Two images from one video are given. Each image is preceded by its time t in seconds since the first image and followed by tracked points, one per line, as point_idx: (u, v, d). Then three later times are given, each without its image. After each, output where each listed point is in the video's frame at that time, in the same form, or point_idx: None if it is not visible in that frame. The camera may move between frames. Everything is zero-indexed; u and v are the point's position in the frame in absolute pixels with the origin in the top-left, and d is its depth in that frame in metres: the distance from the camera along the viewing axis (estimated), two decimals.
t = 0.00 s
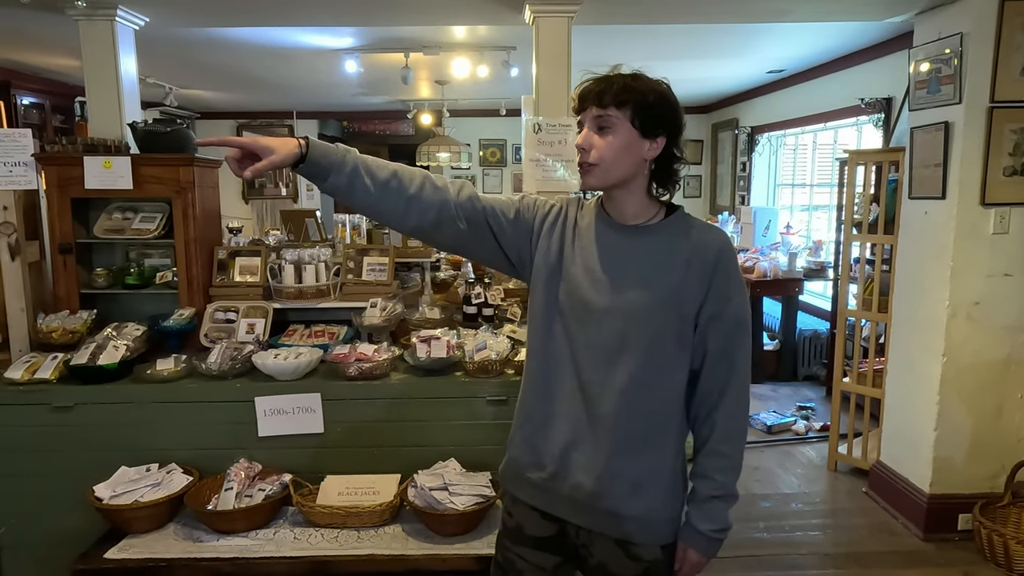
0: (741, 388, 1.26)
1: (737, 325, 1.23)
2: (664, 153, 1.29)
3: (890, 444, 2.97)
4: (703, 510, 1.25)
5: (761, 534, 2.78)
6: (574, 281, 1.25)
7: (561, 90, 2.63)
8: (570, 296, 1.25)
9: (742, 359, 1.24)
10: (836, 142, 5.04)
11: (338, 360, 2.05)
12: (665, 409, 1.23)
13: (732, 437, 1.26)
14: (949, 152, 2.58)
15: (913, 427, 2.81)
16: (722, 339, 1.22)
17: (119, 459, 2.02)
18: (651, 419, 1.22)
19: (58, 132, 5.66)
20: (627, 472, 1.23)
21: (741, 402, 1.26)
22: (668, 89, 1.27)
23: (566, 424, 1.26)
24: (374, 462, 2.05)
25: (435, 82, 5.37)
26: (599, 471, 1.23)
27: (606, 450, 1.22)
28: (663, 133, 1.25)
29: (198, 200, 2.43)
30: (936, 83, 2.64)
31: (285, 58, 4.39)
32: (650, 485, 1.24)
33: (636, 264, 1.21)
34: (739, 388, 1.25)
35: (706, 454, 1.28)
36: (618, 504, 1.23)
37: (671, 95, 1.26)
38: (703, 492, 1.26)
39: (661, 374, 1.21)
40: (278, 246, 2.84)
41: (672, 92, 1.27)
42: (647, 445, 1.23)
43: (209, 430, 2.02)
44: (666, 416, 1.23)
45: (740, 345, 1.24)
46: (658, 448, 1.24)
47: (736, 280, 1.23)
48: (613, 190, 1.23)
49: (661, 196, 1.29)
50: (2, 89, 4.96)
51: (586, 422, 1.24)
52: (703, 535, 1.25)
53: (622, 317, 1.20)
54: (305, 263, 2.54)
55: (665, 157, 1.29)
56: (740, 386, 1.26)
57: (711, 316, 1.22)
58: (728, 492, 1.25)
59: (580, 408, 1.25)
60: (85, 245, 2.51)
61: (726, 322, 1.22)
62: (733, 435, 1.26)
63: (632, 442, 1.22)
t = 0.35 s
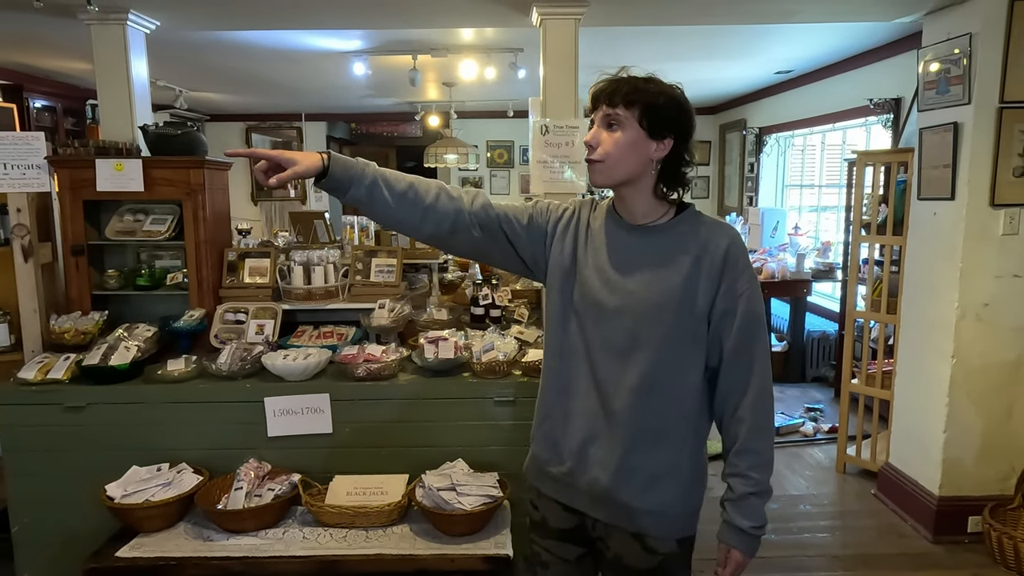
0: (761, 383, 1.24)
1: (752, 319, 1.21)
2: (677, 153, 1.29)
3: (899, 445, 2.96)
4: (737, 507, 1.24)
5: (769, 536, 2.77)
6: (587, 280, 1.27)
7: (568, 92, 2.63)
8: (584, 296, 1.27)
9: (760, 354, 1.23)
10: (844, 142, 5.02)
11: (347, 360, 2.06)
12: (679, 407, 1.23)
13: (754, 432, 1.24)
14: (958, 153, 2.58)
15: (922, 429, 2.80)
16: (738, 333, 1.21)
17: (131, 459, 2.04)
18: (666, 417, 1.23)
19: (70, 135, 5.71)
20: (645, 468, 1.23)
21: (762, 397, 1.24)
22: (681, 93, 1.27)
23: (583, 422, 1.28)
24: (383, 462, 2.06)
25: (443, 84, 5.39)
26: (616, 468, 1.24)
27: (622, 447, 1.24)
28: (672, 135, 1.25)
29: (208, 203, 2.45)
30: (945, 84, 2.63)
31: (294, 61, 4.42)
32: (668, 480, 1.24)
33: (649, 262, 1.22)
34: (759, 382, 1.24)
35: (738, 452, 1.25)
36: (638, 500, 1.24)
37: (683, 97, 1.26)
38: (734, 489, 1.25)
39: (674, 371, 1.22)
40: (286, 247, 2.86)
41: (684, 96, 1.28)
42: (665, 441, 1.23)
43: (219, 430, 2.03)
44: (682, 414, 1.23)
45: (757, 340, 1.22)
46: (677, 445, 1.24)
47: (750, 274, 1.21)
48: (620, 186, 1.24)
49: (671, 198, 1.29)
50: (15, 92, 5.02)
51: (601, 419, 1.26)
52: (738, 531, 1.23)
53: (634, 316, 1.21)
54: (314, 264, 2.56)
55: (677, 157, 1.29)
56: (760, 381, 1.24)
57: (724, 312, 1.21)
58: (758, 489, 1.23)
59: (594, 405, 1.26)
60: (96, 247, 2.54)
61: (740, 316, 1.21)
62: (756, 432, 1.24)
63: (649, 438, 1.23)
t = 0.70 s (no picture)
0: (733, 378, 1.22)
1: (718, 312, 1.20)
2: (660, 148, 1.31)
3: (907, 447, 2.96)
4: (694, 502, 1.22)
5: (777, 537, 2.77)
6: (583, 282, 1.37)
7: (575, 94, 2.64)
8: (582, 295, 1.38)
9: (730, 347, 1.21)
10: (852, 143, 5.01)
11: (356, 361, 2.07)
12: (658, 399, 1.27)
13: (724, 428, 1.22)
14: (966, 155, 2.57)
15: (930, 430, 2.80)
16: (706, 327, 1.21)
17: (143, 458, 2.06)
18: (645, 409, 1.28)
19: (81, 137, 5.75)
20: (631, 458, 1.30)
21: (733, 392, 1.22)
22: (655, 94, 1.31)
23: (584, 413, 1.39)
24: (391, 462, 2.07)
25: (450, 86, 5.41)
26: (606, 456, 1.33)
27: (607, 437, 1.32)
28: (648, 134, 1.29)
29: (218, 204, 2.47)
30: (953, 85, 2.63)
31: (302, 63, 4.44)
32: (653, 472, 1.28)
33: (627, 260, 1.29)
34: (731, 376, 1.22)
35: (699, 445, 1.24)
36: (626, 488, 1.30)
37: (658, 98, 1.30)
38: (693, 482, 1.23)
39: (651, 364, 1.27)
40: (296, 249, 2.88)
41: (660, 96, 1.31)
42: (648, 432, 1.28)
43: (230, 430, 2.06)
44: (660, 406, 1.27)
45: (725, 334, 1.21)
46: (658, 437, 1.28)
47: (717, 265, 1.21)
48: (605, 190, 1.32)
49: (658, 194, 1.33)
50: (27, 95, 5.06)
51: (593, 409, 1.35)
52: (694, 527, 1.22)
53: (615, 310, 1.29)
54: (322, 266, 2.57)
55: (661, 151, 1.32)
56: (733, 376, 1.22)
57: (692, 305, 1.22)
58: (717, 486, 1.21)
59: (590, 397, 1.36)
60: (109, 248, 2.57)
61: (704, 308, 1.21)
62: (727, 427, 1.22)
63: (632, 429, 1.30)
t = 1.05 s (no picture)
0: (673, 364, 1.26)
1: (666, 300, 1.27)
2: (643, 146, 1.38)
3: (916, 449, 2.95)
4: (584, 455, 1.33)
5: (785, 540, 2.76)
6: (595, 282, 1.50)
7: (581, 95, 2.64)
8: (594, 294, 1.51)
9: (676, 333, 1.26)
10: (860, 144, 4.99)
11: (364, 362, 2.09)
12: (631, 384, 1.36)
13: (654, 409, 1.27)
14: (976, 156, 2.56)
15: (940, 432, 2.78)
16: (657, 313, 1.29)
17: (153, 459, 2.07)
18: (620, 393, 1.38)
19: (91, 139, 5.79)
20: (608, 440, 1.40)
21: (674, 378, 1.27)
22: (629, 100, 1.37)
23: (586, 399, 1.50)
24: (399, 463, 2.08)
25: (456, 87, 5.42)
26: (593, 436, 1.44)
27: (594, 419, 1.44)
28: (623, 140, 1.37)
29: (227, 206, 2.49)
30: (962, 86, 2.62)
31: (310, 65, 4.46)
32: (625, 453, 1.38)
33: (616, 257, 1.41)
34: (673, 363, 1.26)
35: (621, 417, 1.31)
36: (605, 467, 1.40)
37: (633, 103, 1.37)
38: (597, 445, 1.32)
39: (625, 350, 1.36)
40: (304, 250, 2.89)
41: (634, 101, 1.37)
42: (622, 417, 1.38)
43: (239, 431, 2.07)
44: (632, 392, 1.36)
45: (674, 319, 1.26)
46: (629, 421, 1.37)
47: (672, 258, 1.28)
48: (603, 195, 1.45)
49: (648, 191, 1.41)
50: (37, 98, 5.10)
51: (587, 394, 1.48)
52: (568, 475, 1.35)
53: (602, 302, 1.41)
54: (331, 267, 2.60)
55: (644, 149, 1.38)
56: (676, 363, 1.26)
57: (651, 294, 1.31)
58: (609, 450, 1.29)
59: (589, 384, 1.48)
60: (119, 249, 2.58)
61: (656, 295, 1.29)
62: (653, 408, 1.27)
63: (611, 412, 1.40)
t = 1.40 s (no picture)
0: (590, 318, 1.44)
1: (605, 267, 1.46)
2: (670, 151, 1.47)
3: (924, 450, 2.93)
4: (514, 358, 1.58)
5: (792, 541, 2.75)
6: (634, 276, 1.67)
7: (587, 95, 2.64)
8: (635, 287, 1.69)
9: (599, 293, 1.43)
10: (867, 144, 4.97)
11: (370, 361, 2.08)
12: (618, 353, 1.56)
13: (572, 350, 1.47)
14: (985, 156, 2.55)
15: (948, 433, 2.77)
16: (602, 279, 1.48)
17: (160, 459, 2.08)
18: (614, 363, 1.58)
19: (97, 140, 5.81)
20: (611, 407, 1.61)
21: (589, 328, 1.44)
22: (653, 106, 1.45)
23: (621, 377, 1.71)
24: (405, 464, 2.07)
25: (462, 87, 5.41)
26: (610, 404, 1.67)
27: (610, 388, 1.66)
28: (650, 145, 1.45)
29: (234, 206, 2.49)
30: (971, 85, 2.60)
31: (315, 66, 4.46)
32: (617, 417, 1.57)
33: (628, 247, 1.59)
34: (591, 316, 1.44)
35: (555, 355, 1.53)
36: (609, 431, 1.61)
37: (659, 109, 1.45)
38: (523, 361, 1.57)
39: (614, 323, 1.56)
40: (310, 250, 2.89)
41: (658, 107, 1.45)
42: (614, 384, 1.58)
43: (245, 431, 2.06)
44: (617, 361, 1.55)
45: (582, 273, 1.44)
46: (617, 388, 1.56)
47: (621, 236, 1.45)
48: (630, 195, 1.55)
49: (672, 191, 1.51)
50: (44, 99, 5.12)
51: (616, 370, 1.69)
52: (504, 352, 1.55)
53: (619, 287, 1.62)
54: (338, 267, 2.60)
55: (671, 154, 1.47)
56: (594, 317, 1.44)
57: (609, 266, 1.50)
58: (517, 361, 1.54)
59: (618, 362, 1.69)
60: (126, 249, 2.59)
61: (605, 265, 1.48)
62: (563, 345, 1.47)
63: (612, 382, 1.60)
